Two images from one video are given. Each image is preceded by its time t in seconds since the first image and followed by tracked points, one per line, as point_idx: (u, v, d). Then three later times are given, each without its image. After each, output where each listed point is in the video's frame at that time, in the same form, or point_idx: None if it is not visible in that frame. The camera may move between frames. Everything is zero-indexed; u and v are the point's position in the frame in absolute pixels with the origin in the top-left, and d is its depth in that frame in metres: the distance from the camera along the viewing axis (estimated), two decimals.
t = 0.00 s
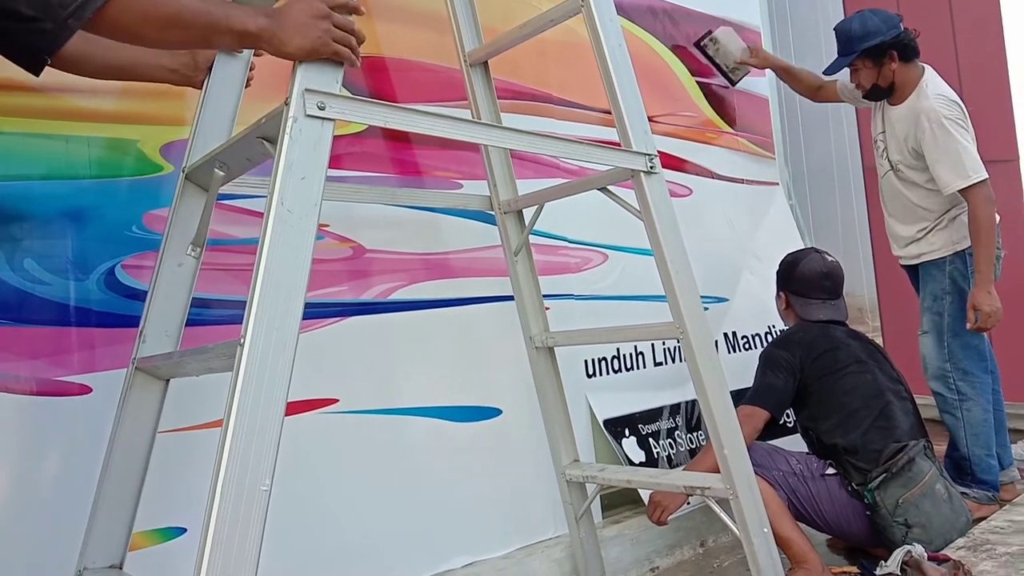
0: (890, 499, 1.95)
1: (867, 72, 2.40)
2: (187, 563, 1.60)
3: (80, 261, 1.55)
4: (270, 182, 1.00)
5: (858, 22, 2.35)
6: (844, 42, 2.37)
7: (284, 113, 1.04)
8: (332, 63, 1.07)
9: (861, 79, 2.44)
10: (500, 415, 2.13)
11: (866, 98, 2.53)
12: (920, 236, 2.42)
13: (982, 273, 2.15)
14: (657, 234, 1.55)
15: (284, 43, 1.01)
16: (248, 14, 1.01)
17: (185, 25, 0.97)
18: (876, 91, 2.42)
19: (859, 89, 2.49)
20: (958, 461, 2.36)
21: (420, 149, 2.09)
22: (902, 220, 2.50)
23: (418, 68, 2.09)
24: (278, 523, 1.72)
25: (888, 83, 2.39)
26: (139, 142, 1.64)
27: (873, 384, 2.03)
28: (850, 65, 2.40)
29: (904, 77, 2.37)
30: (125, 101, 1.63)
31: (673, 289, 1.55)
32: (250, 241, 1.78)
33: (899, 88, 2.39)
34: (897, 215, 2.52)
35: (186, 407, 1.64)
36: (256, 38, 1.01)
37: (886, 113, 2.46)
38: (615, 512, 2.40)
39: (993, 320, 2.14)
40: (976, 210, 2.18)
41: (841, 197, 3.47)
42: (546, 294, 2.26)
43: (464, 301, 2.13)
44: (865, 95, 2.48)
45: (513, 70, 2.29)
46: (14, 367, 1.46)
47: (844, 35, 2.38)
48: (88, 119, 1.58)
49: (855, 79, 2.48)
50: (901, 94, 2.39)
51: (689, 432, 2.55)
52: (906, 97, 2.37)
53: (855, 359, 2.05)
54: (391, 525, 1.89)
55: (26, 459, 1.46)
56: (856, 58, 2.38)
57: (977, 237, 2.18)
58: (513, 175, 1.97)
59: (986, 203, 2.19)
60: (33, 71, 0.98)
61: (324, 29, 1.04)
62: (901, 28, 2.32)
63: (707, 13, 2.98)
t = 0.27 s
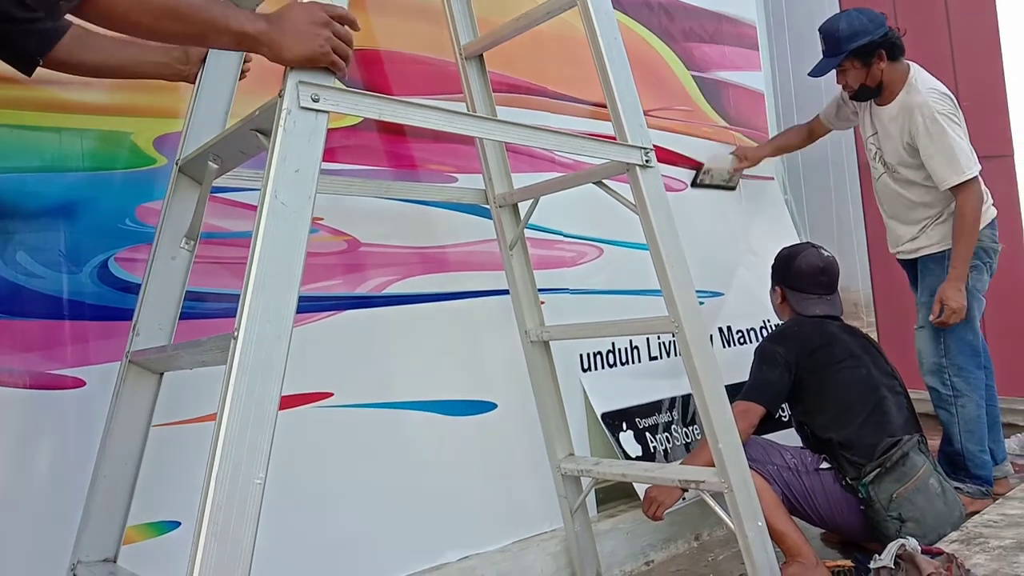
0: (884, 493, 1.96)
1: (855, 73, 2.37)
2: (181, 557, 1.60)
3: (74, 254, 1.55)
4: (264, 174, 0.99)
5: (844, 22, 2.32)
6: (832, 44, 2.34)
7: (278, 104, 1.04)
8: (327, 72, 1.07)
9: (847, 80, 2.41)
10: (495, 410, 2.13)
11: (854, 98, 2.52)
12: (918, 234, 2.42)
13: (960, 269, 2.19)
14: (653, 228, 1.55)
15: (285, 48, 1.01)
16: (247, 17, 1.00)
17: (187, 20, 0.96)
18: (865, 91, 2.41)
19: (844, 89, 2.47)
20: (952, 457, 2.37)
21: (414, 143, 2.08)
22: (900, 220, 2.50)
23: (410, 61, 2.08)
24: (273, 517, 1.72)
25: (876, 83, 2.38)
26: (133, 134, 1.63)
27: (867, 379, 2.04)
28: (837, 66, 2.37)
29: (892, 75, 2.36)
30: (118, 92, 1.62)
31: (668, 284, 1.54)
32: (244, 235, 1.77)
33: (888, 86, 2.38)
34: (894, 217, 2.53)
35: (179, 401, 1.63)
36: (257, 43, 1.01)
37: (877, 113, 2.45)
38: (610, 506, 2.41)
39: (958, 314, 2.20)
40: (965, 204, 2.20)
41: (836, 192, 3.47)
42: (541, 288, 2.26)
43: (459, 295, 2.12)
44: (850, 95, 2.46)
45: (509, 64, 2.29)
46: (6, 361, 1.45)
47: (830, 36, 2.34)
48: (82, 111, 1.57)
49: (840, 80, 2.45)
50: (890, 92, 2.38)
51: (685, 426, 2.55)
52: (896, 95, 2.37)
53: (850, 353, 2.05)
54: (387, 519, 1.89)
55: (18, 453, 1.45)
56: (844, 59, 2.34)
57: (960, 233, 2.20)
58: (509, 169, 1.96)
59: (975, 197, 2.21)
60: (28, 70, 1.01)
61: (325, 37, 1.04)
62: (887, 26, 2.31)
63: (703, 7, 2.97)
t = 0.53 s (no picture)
0: (880, 490, 1.97)
1: (846, 69, 2.37)
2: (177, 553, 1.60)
3: (69, 249, 1.54)
4: (242, 169, 0.99)
5: (833, 18, 2.32)
6: (822, 40, 2.33)
7: (258, 97, 1.03)
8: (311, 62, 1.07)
9: (838, 76, 2.41)
10: (492, 406, 2.14)
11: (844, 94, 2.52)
12: (919, 230, 2.41)
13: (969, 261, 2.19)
14: (645, 224, 1.55)
15: (261, 33, 1.01)
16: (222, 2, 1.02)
17: None
18: (855, 87, 2.42)
19: (835, 86, 2.47)
20: (948, 455, 2.37)
21: (410, 139, 2.09)
22: (898, 218, 2.49)
23: (407, 57, 2.09)
24: (269, 513, 1.72)
25: (867, 79, 2.38)
26: (128, 129, 1.63)
27: (864, 376, 2.04)
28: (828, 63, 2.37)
29: (883, 72, 2.37)
30: (113, 87, 1.61)
31: (660, 280, 1.55)
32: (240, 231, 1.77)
33: (879, 82, 2.38)
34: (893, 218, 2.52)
35: (175, 396, 1.63)
36: (233, 24, 1.02)
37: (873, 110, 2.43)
38: (607, 502, 2.41)
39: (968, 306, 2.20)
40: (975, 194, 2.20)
41: (833, 188, 3.47)
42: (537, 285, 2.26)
43: (456, 292, 2.12)
44: (841, 91, 2.46)
45: (506, 60, 2.29)
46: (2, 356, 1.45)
47: (820, 33, 2.34)
48: (77, 106, 1.57)
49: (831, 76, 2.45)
50: (882, 89, 2.39)
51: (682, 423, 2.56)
52: (890, 91, 2.37)
53: (847, 351, 2.05)
54: (383, 515, 1.89)
55: (13, 448, 1.45)
56: (834, 56, 2.34)
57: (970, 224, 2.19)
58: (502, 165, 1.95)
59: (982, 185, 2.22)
60: None
61: (305, 28, 1.04)
62: (876, 22, 2.31)
63: (700, 3, 2.97)
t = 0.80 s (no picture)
0: (881, 488, 1.96)
1: (831, 63, 2.41)
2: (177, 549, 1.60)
3: (70, 245, 1.54)
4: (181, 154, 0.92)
5: (815, 13, 2.34)
6: (805, 36, 2.36)
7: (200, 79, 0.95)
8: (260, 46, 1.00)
9: (827, 69, 2.45)
10: (492, 403, 2.14)
11: (836, 87, 2.52)
12: (902, 226, 2.42)
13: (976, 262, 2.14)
14: (627, 217, 1.53)
15: (201, 12, 0.94)
16: None
17: None
18: (845, 80, 2.43)
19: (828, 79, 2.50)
20: (945, 453, 2.37)
21: (408, 136, 2.09)
22: (884, 212, 2.50)
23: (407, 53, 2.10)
24: (269, 510, 1.72)
25: (854, 72, 2.39)
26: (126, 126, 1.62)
27: (864, 373, 2.04)
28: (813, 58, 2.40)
29: (870, 64, 2.37)
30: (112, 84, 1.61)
31: (644, 277, 1.53)
32: (240, 227, 1.77)
33: (867, 75, 2.39)
34: (879, 211, 2.52)
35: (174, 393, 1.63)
36: (172, 6, 0.95)
37: (860, 104, 2.44)
38: (607, 499, 2.41)
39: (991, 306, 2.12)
40: (962, 193, 2.17)
41: (834, 185, 3.46)
42: (537, 282, 2.26)
43: (457, 289, 2.12)
44: (833, 83, 2.49)
45: (507, 57, 2.29)
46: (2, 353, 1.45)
47: (804, 30, 2.37)
48: (77, 103, 1.56)
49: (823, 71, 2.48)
50: (871, 80, 2.39)
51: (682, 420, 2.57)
52: (876, 83, 2.37)
53: (847, 348, 2.05)
54: (383, 512, 1.89)
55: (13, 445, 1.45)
56: (818, 51, 2.37)
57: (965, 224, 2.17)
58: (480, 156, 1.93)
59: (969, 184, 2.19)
60: None
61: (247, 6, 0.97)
62: (859, 15, 2.31)
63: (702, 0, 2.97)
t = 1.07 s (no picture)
0: (882, 487, 1.97)
1: (822, 66, 2.39)
2: (178, 550, 1.60)
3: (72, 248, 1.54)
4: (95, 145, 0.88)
5: (806, 16, 2.35)
6: (795, 39, 2.36)
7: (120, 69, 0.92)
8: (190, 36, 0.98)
9: (816, 74, 2.44)
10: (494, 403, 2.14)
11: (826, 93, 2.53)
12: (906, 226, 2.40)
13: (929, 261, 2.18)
14: (593, 212, 1.45)
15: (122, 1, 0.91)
16: None
17: None
18: (835, 83, 2.42)
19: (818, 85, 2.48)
20: (946, 453, 2.37)
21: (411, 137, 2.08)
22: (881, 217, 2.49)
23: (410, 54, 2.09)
24: (270, 512, 1.72)
25: (844, 75, 2.38)
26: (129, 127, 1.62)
27: (866, 372, 2.04)
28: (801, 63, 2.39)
29: (860, 67, 2.36)
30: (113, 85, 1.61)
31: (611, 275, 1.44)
32: (243, 229, 1.77)
33: (857, 78, 2.37)
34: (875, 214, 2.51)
35: (175, 394, 1.63)
36: None
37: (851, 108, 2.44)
38: (610, 499, 2.41)
39: (930, 304, 2.20)
40: (940, 193, 2.18)
41: (835, 186, 3.46)
42: (538, 282, 2.27)
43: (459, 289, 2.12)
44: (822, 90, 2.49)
45: (507, 57, 2.29)
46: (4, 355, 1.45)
47: (793, 34, 2.37)
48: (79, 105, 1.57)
49: (812, 76, 2.47)
50: (861, 83, 2.38)
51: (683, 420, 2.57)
52: (867, 86, 2.36)
53: (848, 347, 2.05)
54: (384, 513, 1.89)
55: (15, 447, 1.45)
56: (807, 54, 2.37)
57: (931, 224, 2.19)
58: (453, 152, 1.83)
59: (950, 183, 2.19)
60: None
61: None
62: (847, 18, 2.32)
63: None
